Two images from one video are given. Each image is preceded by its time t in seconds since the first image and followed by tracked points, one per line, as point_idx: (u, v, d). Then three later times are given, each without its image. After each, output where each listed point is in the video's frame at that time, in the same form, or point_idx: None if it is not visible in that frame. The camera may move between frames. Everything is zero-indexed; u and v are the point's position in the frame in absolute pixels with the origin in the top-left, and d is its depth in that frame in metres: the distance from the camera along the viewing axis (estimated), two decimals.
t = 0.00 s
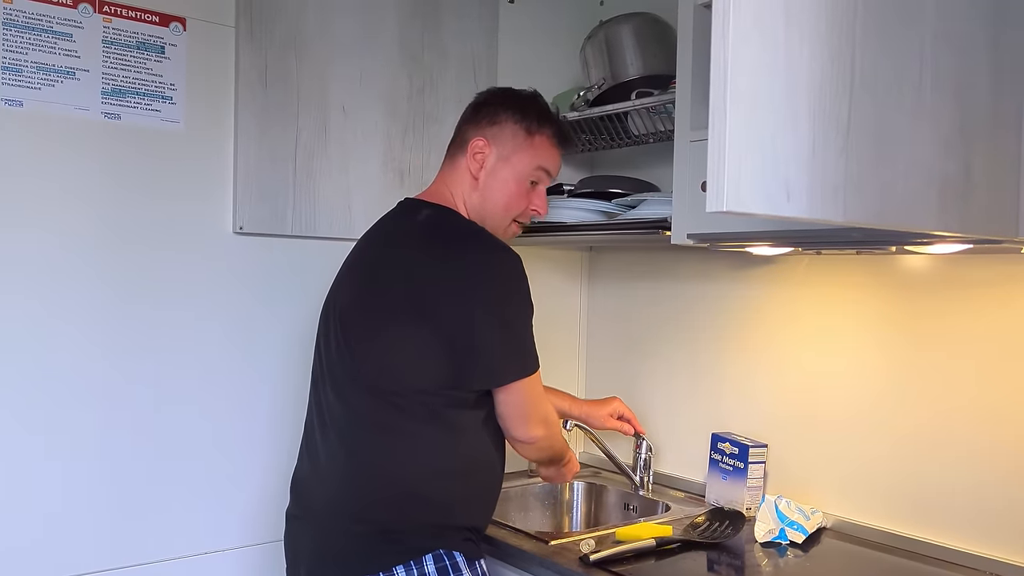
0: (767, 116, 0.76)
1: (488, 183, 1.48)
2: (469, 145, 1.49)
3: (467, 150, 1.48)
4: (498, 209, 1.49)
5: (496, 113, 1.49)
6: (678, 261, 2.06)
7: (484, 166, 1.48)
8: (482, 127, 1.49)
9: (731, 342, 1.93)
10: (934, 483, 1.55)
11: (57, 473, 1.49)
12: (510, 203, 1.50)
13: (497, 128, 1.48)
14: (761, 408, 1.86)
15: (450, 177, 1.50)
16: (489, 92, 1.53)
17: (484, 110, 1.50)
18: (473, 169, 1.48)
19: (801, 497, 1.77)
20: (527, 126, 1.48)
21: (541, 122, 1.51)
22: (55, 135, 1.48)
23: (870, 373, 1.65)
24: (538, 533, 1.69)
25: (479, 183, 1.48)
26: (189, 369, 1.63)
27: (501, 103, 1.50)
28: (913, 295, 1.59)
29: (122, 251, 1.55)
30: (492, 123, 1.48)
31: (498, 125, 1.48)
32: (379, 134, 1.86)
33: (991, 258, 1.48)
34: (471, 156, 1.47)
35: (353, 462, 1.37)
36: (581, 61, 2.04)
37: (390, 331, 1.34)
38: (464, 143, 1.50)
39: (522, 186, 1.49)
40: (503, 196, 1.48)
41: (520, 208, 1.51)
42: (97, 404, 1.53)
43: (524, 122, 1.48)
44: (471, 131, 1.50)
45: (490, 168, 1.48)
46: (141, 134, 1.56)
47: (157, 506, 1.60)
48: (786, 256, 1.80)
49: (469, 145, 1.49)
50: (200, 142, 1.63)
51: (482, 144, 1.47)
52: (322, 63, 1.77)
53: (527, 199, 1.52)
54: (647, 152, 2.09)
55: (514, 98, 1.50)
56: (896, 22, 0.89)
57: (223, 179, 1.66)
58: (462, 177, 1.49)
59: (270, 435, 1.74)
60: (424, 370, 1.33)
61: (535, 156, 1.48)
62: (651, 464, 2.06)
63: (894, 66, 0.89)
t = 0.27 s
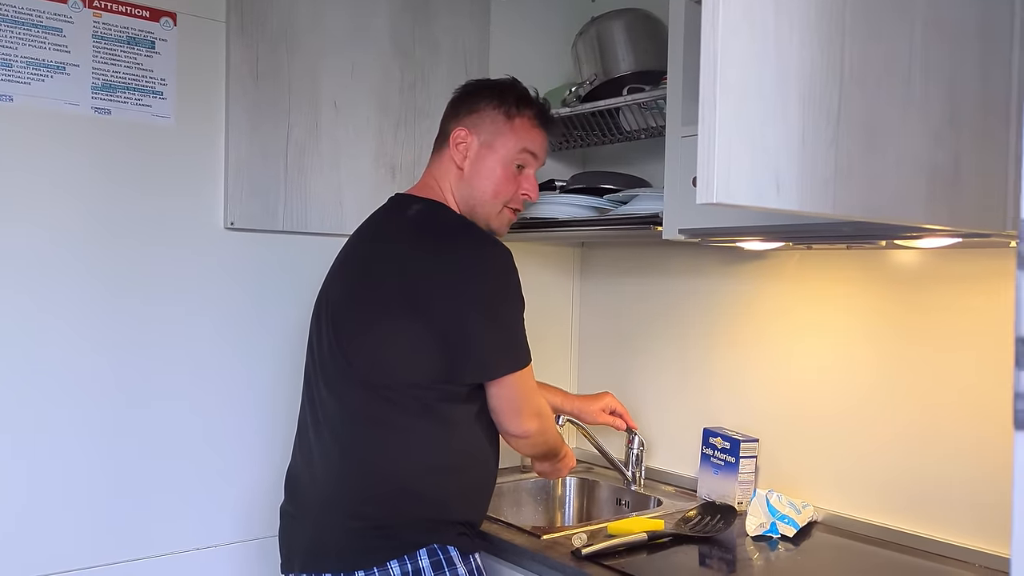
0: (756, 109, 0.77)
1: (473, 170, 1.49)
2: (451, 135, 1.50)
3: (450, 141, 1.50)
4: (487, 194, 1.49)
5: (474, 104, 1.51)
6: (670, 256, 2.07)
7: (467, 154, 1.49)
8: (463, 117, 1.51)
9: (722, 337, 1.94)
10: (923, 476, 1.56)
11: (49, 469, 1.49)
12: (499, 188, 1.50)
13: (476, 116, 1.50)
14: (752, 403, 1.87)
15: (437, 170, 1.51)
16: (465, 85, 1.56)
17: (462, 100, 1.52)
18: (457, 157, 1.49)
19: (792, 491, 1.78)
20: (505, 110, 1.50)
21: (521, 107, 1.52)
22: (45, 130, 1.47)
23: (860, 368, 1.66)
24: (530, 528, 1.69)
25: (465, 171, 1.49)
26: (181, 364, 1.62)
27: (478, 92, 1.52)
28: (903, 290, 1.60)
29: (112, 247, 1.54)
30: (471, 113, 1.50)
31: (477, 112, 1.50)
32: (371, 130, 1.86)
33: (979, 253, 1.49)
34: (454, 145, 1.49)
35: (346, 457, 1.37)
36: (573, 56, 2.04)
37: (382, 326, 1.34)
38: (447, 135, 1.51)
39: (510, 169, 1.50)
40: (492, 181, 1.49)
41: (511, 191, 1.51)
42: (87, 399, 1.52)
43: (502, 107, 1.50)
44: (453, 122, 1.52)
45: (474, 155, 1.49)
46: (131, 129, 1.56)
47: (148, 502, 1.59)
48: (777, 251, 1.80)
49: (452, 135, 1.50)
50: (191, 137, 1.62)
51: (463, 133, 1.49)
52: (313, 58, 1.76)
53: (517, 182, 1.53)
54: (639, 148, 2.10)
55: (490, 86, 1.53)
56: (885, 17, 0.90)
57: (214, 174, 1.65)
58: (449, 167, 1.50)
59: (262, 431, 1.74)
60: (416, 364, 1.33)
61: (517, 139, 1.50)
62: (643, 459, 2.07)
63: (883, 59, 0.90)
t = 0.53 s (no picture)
0: (732, 107, 0.77)
1: (453, 162, 1.49)
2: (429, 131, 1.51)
3: (428, 136, 1.51)
4: (469, 184, 1.49)
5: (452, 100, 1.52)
6: (654, 254, 2.08)
7: (446, 147, 1.49)
8: (440, 113, 1.52)
9: (705, 334, 1.95)
10: (903, 471, 1.57)
11: (29, 469, 1.48)
12: (480, 178, 1.50)
13: (452, 111, 1.51)
14: (735, 399, 1.88)
15: (419, 167, 1.52)
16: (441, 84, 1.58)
17: (438, 98, 1.54)
18: (436, 152, 1.50)
19: (774, 487, 1.80)
20: (480, 102, 1.51)
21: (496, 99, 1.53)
22: (23, 127, 1.46)
23: (841, 364, 1.68)
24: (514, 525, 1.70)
25: (444, 164, 1.49)
26: (162, 363, 1.61)
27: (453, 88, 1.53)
28: (883, 286, 1.61)
29: (92, 245, 1.53)
30: (448, 108, 1.51)
31: (453, 107, 1.51)
32: (354, 127, 1.86)
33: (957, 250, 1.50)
34: (432, 140, 1.50)
35: (328, 456, 1.37)
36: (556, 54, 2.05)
37: (364, 325, 1.34)
38: (425, 131, 1.52)
39: (490, 159, 1.51)
40: (473, 171, 1.49)
41: (493, 180, 1.51)
42: (67, 398, 1.51)
43: (478, 100, 1.51)
44: (430, 119, 1.53)
45: (453, 148, 1.49)
46: (111, 126, 1.55)
47: (129, 502, 1.58)
48: (759, 248, 1.81)
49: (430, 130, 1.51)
50: (172, 134, 1.61)
51: (440, 127, 1.50)
52: (295, 55, 1.76)
53: (499, 172, 1.53)
54: (623, 146, 2.10)
55: (464, 81, 1.54)
56: (861, 15, 0.91)
57: (195, 171, 1.64)
58: (429, 161, 1.50)
59: (245, 429, 1.73)
60: (398, 362, 1.33)
61: (495, 130, 1.50)
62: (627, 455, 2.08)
63: (859, 58, 0.90)
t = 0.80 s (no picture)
0: (718, 98, 0.77)
1: (439, 152, 1.48)
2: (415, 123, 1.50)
3: (414, 128, 1.50)
4: (457, 174, 1.48)
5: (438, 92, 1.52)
6: (643, 247, 2.07)
7: (432, 138, 1.49)
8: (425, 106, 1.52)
9: (694, 328, 1.95)
10: (890, 463, 1.58)
11: (14, 465, 1.46)
12: (468, 167, 1.49)
13: (437, 102, 1.50)
14: (724, 392, 1.88)
15: (406, 159, 1.51)
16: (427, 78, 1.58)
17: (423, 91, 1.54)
18: (422, 143, 1.49)
19: (763, 480, 1.80)
20: (465, 93, 1.51)
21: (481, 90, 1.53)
22: (4, 120, 1.44)
23: (829, 357, 1.68)
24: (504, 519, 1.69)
25: (431, 155, 1.48)
26: (147, 358, 1.60)
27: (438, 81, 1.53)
28: (871, 279, 1.61)
29: (75, 239, 1.52)
30: (435, 100, 1.51)
31: (438, 99, 1.51)
32: (341, 119, 1.84)
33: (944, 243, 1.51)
34: (418, 131, 1.49)
35: (314, 451, 1.36)
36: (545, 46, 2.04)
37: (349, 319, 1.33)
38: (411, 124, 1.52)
39: (478, 148, 1.50)
40: (460, 160, 1.48)
41: (481, 170, 1.50)
42: (50, 393, 1.50)
43: (463, 92, 1.51)
44: (416, 112, 1.52)
45: (439, 138, 1.48)
46: (94, 119, 1.53)
47: (115, 498, 1.57)
48: (748, 241, 1.81)
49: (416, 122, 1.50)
50: (156, 127, 1.60)
51: (425, 119, 1.49)
52: (281, 47, 1.74)
53: (487, 162, 1.52)
54: (612, 139, 2.10)
55: (449, 74, 1.54)
56: (848, 6, 0.90)
57: (180, 164, 1.63)
58: (415, 153, 1.49)
59: (232, 425, 1.72)
60: (383, 356, 1.33)
61: (480, 120, 1.50)
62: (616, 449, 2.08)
63: (846, 48, 0.90)
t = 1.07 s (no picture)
0: (721, 80, 0.76)
1: (438, 140, 1.47)
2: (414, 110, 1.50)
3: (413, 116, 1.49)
4: (456, 161, 1.47)
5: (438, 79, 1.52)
6: (641, 235, 2.07)
7: (431, 125, 1.48)
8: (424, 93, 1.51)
9: (693, 315, 1.95)
10: (889, 448, 1.58)
11: (14, 455, 1.46)
12: (467, 155, 1.48)
13: (436, 90, 1.50)
14: (722, 379, 1.88)
15: (404, 147, 1.50)
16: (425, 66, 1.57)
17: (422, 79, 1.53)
18: (421, 130, 1.48)
19: (762, 466, 1.80)
20: (464, 81, 1.50)
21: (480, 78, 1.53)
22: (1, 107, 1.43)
23: (827, 344, 1.68)
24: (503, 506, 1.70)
25: (430, 143, 1.48)
26: (146, 347, 1.59)
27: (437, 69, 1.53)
28: (870, 265, 1.62)
29: (73, 228, 1.51)
30: (434, 88, 1.51)
31: (437, 86, 1.50)
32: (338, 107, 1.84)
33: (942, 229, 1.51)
34: (417, 119, 1.48)
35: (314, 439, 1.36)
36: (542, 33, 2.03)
37: (348, 307, 1.33)
38: (409, 111, 1.51)
39: (476, 136, 1.49)
40: (459, 148, 1.47)
41: (480, 158, 1.49)
42: (50, 382, 1.49)
43: (463, 79, 1.50)
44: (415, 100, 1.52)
45: (438, 126, 1.48)
46: (91, 107, 1.52)
47: (115, 487, 1.57)
48: (747, 228, 1.81)
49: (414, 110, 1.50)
50: (153, 115, 1.59)
51: (424, 106, 1.49)
52: (278, 34, 1.73)
53: (486, 150, 1.51)
54: (610, 126, 2.09)
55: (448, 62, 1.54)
56: None
57: (178, 152, 1.62)
58: (414, 141, 1.49)
59: (231, 413, 1.72)
60: (381, 344, 1.32)
61: (480, 107, 1.49)
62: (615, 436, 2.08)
63: (848, 31, 0.90)
